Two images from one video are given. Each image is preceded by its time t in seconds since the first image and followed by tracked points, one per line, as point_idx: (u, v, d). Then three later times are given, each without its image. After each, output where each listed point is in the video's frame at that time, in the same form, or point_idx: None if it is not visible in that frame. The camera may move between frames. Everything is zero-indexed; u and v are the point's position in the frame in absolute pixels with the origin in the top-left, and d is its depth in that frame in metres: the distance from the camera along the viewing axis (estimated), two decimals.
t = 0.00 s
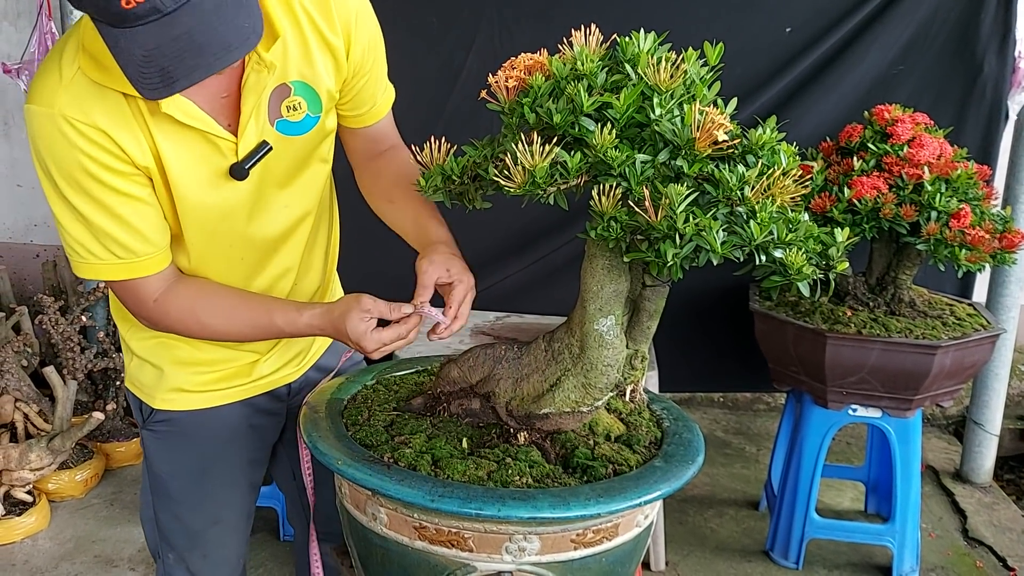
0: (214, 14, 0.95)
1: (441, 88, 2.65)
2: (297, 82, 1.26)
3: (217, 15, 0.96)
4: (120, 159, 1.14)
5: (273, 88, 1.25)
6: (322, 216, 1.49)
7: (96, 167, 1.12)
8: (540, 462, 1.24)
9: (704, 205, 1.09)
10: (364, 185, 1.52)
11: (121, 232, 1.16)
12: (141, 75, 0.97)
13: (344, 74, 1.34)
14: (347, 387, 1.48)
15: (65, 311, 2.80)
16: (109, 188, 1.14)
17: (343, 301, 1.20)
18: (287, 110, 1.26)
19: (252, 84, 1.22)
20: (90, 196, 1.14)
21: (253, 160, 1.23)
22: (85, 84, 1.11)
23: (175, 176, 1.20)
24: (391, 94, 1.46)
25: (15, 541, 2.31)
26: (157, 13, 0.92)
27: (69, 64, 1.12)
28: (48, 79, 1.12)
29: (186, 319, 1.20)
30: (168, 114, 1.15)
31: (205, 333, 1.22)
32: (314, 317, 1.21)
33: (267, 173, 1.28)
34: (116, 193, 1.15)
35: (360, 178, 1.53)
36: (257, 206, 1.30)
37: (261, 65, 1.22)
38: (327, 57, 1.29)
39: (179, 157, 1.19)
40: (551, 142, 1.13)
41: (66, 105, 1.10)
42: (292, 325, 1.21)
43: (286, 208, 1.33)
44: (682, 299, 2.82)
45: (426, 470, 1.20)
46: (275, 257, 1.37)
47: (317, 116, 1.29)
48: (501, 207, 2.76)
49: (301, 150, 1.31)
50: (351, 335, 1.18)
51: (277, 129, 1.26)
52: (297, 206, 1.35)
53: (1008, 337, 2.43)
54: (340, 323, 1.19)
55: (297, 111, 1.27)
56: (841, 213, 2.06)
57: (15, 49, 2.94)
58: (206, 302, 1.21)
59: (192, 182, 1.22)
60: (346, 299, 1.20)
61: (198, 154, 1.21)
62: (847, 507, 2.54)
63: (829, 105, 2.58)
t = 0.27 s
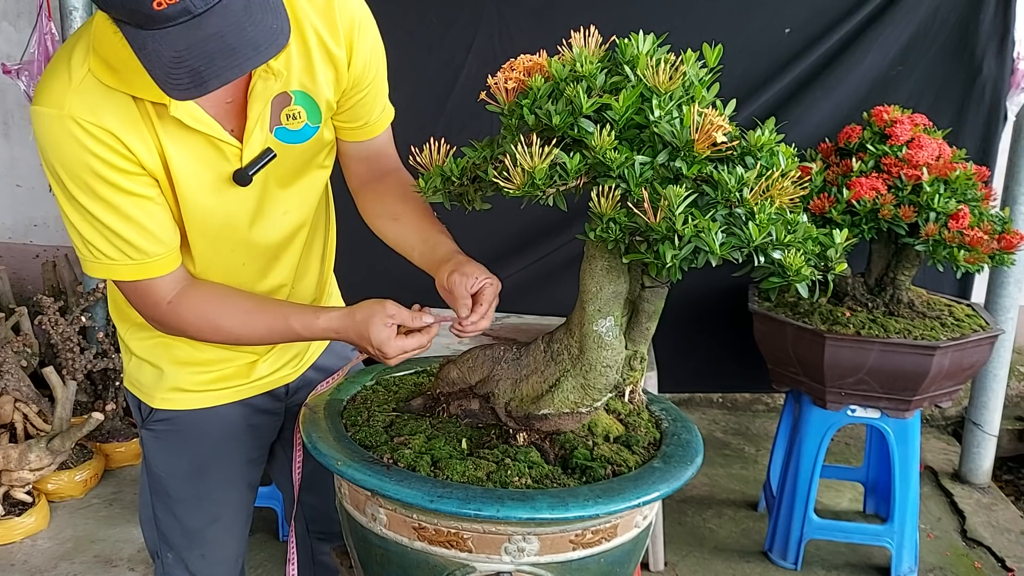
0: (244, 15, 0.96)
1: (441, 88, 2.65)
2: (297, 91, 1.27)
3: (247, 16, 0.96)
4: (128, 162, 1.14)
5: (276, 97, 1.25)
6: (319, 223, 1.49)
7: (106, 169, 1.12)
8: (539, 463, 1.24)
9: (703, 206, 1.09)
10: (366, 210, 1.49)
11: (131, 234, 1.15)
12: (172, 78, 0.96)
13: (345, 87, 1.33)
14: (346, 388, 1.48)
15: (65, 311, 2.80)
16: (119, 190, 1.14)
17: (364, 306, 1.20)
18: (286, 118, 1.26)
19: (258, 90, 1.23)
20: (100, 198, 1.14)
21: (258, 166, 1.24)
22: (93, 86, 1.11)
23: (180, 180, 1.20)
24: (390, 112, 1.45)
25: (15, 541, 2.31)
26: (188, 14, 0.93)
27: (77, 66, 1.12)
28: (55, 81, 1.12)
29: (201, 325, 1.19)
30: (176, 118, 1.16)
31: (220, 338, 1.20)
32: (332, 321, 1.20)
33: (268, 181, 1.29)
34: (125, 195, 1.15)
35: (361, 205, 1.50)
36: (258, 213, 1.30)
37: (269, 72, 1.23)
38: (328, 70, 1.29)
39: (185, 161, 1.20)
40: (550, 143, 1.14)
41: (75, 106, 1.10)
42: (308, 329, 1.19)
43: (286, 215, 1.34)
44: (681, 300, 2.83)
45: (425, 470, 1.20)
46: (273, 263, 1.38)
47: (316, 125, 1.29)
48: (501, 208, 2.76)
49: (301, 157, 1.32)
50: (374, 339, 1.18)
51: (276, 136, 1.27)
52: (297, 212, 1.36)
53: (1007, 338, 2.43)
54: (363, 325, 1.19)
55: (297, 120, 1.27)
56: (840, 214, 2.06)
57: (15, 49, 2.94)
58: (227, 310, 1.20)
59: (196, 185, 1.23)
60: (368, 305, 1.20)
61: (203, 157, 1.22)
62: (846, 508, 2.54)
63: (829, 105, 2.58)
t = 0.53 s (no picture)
0: (236, 23, 0.93)
1: (440, 89, 2.65)
2: (287, 99, 1.25)
3: (239, 24, 0.94)
4: (121, 169, 1.14)
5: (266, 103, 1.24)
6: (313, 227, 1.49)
7: (99, 177, 1.13)
8: (536, 464, 1.25)
9: (699, 207, 1.09)
10: (382, 239, 1.43)
11: (126, 239, 1.16)
12: (165, 89, 0.94)
13: (338, 95, 1.30)
14: (343, 389, 1.49)
15: (63, 313, 2.80)
16: (112, 197, 1.15)
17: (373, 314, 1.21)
18: (276, 124, 1.26)
19: (250, 100, 1.21)
20: (93, 205, 1.15)
21: (248, 174, 1.23)
22: (86, 94, 1.11)
23: (172, 187, 1.20)
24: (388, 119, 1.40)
25: (13, 542, 2.31)
26: (179, 24, 0.90)
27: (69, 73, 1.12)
28: (48, 88, 1.12)
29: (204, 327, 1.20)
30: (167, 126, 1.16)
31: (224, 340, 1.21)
32: (337, 321, 1.20)
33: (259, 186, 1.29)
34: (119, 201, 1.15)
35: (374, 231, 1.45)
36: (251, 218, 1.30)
37: (260, 81, 1.21)
38: (320, 78, 1.27)
39: (177, 168, 1.20)
40: (548, 144, 1.14)
41: (66, 114, 1.10)
42: (314, 329, 1.20)
43: (279, 220, 1.33)
44: (679, 301, 2.83)
45: (422, 471, 1.20)
46: (267, 267, 1.38)
47: (307, 133, 1.29)
48: (499, 209, 2.76)
49: (293, 163, 1.32)
50: (376, 344, 1.18)
51: (266, 141, 1.27)
52: (290, 218, 1.35)
53: (1004, 339, 2.43)
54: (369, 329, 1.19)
55: (286, 126, 1.26)
56: (838, 215, 2.07)
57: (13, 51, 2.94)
58: (235, 315, 1.20)
59: (188, 192, 1.22)
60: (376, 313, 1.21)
61: (195, 164, 1.22)
62: (844, 509, 2.54)
63: (826, 107, 2.59)
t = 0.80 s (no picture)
0: (211, 56, 0.97)
1: (438, 91, 2.65)
2: (275, 112, 1.25)
3: (214, 56, 0.97)
4: (96, 179, 1.16)
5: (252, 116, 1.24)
6: (307, 234, 1.49)
7: (74, 186, 1.15)
8: (536, 466, 1.25)
9: (699, 211, 1.10)
10: (395, 254, 1.42)
11: (97, 247, 1.19)
12: (140, 119, 0.98)
13: (331, 108, 1.29)
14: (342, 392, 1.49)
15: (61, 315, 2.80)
16: (86, 205, 1.17)
17: (345, 330, 1.25)
18: (263, 138, 1.26)
19: (232, 114, 1.22)
20: (68, 211, 1.17)
21: (227, 188, 1.24)
22: (64, 105, 1.13)
23: (150, 199, 1.21)
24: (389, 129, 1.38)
25: (11, 544, 2.31)
26: (154, 55, 0.94)
27: (48, 83, 1.14)
28: (27, 96, 1.14)
29: (180, 330, 1.24)
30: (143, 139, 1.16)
31: (199, 343, 1.25)
32: (307, 332, 1.25)
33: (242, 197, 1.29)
34: (93, 209, 1.17)
35: (386, 244, 1.44)
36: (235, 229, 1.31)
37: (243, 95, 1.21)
38: (309, 91, 1.25)
39: (156, 180, 1.20)
40: (548, 147, 1.14)
41: (41, 124, 1.12)
42: (284, 338, 1.24)
43: (263, 231, 1.34)
44: (678, 303, 2.83)
45: (422, 473, 1.21)
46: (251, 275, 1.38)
47: (294, 146, 1.29)
48: (498, 211, 2.76)
49: (278, 175, 1.32)
50: (342, 356, 1.22)
51: (253, 155, 1.26)
52: (275, 229, 1.35)
53: (1002, 341, 2.44)
54: (337, 341, 1.23)
55: (274, 140, 1.26)
56: (836, 217, 2.07)
57: (12, 52, 2.94)
58: (206, 318, 1.25)
59: (167, 204, 1.23)
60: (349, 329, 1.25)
61: (175, 176, 1.23)
62: (842, 511, 2.55)
63: (824, 109, 2.59)
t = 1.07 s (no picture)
0: (197, 101, 0.98)
1: (438, 95, 2.66)
2: (269, 129, 1.27)
3: (199, 101, 0.99)
4: (85, 195, 1.19)
5: (243, 133, 1.26)
6: (307, 244, 1.49)
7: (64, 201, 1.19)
8: (537, 470, 1.25)
9: (700, 215, 1.10)
10: (404, 260, 1.42)
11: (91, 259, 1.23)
12: (124, 160, 0.99)
13: (326, 123, 1.30)
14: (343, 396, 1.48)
15: (62, 318, 2.80)
16: (78, 220, 1.21)
17: (349, 345, 1.27)
18: (258, 155, 1.28)
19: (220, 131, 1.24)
20: (60, 226, 1.21)
21: (216, 206, 1.26)
22: (51, 125, 1.16)
23: (139, 215, 1.23)
24: (390, 136, 1.38)
25: (12, 547, 2.31)
26: (139, 100, 0.95)
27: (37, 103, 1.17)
28: (18, 115, 1.17)
29: (182, 338, 1.28)
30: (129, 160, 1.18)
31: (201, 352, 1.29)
32: (311, 345, 1.28)
33: (235, 211, 1.31)
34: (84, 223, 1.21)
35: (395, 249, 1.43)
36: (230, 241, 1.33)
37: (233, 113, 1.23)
38: (302, 107, 1.27)
39: (146, 197, 1.23)
40: (550, 151, 1.15)
41: (29, 144, 1.15)
42: (288, 350, 1.28)
43: (259, 245, 1.35)
44: (678, 306, 2.84)
45: (424, 477, 1.21)
46: (248, 286, 1.40)
47: (289, 160, 1.30)
48: (498, 215, 2.77)
49: (271, 189, 1.33)
50: (344, 372, 1.24)
51: (246, 172, 1.28)
52: (271, 242, 1.37)
53: (1002, 344, 2.44)
54: (340, 356, 1.25)
55: (267, 156, 1.28)
56: (836, 221, 2.08)
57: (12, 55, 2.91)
58: (211, 329, 1.28)
59: (158, 221, 1.25)
60: (352, 345, 1.27)
61: (166, 193, 1.25)
62: (842, 514, 2.55)
63: (824, 113, 2.60)
